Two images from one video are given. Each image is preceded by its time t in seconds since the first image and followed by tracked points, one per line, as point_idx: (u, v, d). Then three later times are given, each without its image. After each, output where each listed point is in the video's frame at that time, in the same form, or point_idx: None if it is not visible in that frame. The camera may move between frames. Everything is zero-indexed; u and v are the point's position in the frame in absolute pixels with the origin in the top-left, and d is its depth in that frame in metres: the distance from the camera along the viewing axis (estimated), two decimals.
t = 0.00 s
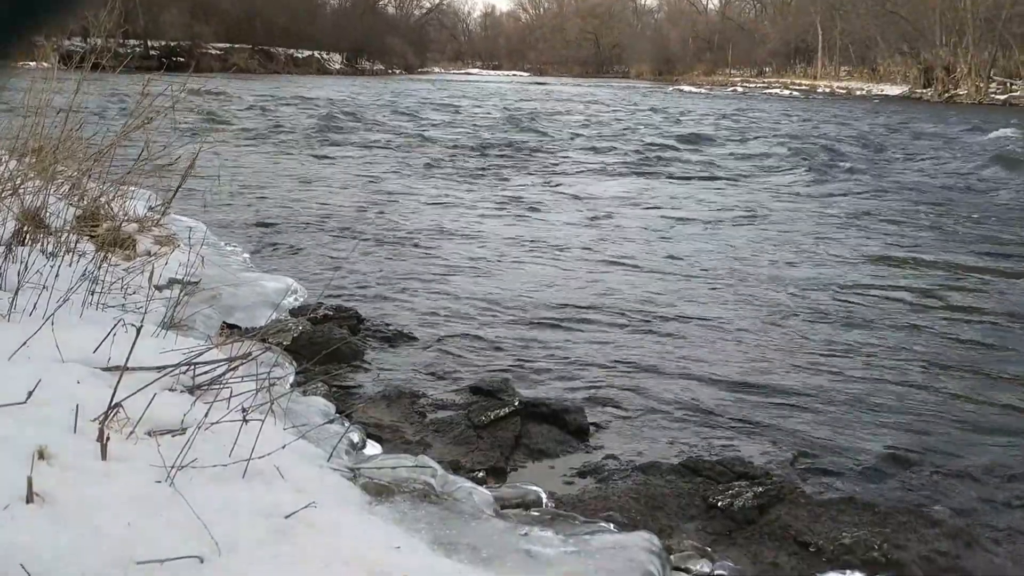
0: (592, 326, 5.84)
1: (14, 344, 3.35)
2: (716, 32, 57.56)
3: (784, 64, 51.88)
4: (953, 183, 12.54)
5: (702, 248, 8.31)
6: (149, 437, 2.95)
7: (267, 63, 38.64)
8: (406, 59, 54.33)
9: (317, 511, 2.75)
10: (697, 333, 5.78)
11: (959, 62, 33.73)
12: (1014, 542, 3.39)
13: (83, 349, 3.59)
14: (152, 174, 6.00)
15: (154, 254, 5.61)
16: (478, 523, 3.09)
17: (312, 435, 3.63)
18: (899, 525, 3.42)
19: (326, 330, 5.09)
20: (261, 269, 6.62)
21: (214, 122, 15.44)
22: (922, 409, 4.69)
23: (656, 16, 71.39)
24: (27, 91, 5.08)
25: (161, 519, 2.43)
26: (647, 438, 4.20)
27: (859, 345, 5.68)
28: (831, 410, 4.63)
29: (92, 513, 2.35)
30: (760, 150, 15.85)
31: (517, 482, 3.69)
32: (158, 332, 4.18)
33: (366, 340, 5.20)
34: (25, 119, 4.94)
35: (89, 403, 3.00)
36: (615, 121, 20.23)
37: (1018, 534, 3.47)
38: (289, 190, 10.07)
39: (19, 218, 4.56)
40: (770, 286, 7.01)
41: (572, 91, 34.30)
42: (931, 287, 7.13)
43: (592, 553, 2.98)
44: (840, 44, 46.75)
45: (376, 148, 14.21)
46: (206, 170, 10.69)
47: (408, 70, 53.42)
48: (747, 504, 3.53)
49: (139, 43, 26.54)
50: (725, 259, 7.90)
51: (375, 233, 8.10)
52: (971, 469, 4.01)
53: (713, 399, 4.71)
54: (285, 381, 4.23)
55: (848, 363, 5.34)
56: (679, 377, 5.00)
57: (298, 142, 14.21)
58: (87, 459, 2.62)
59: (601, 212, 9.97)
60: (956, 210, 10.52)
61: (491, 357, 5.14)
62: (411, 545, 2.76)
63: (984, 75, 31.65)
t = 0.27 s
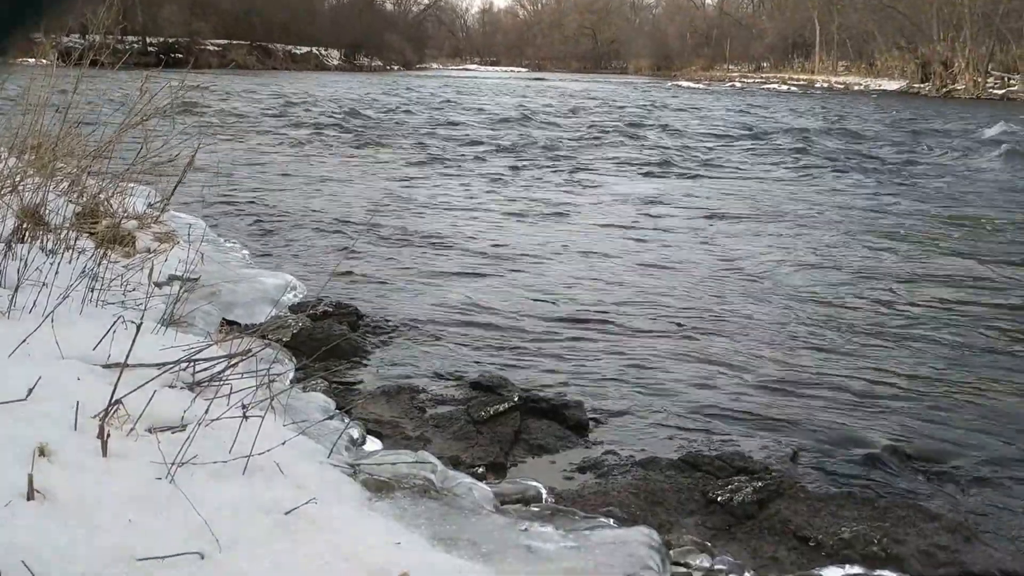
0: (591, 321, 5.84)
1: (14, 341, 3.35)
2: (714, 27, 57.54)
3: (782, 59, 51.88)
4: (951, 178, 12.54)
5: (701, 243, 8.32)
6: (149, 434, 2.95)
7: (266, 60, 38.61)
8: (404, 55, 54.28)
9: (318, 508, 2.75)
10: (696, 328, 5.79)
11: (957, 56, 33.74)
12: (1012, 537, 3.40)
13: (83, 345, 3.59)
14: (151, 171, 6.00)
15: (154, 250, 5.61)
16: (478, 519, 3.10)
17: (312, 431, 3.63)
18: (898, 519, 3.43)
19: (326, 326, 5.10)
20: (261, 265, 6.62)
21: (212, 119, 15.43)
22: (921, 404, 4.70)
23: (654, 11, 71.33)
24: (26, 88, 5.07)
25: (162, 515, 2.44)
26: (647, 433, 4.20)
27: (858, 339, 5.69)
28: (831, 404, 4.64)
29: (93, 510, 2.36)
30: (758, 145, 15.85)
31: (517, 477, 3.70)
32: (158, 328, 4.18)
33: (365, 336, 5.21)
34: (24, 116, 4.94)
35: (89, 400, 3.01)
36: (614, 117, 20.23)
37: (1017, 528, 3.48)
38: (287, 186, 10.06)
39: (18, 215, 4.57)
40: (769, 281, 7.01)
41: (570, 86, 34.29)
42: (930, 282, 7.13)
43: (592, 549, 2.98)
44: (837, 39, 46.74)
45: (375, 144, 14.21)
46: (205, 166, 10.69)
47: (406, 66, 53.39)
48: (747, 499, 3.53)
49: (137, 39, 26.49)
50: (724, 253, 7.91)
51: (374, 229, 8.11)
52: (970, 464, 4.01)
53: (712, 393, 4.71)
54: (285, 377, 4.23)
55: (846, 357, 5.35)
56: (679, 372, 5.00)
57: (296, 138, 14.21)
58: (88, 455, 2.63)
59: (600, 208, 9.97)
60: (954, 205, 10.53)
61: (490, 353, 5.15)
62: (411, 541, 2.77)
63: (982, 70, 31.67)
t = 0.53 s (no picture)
0: (591, 318, 5.85)
1: (14, 339, 3.36)
2: (714, 24, 57.52)
3: (781, 55, 51.88)
4: (950, 174, 12.54)
5: (700, 239, 8.32)
6: (150, 431, 2.95)
7: (266, 57, 38.58)
8: (404, 53, 54.24)
9: (318, 504, 2.76)
10: (696, 324, 5.79)
11: (956, 52, 33.73)
12: (1011, 535, 3.41)
13: (83, 343, 3.59)
14: (151, 169, 6.00)
15: (154, 248, 5.61)
16: (479, 516, 3.10)
17: (312, 429, 3.63)
18: (898, 514, 3.43)
19: (327, 323, 5.10)
20: (261, 263, 6.62)
21: (211, 117, 15.41)
22: (921, 400, 4.70)
23: (653, 7, 71.26)
24: (26, 86, 5.07)
25: (162, 512, 2.44)
26: (646, 430, 4.20)
27: (859, 336, 5.69)
28: (830, 400, 4.64)
29: (95, 508, 2.36)
30: (757, 142, 15.84)
31: (517, 474, 3.70)
32: (158, 326, 4.18)
33: (365, 333, 5.21)
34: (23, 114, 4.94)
35: (89, 398, 3.01)
36: (613, 114, 20.21)
37: (1016, 524, 3.48)
38: (286, 183, 10.06)
39: (18, 214, 4.57)
40: (769, 278, 7.02)
41: (570, 84, 34.26)
42: (929, 278, 7.14)
43: (592, 546, 2.99)
44: (837, 35, 46.72)
45: (374, 141, 14.20)
46: (204, 164, 10.68)
47: (406, 63, 53.32)
48: (746, 495, 3.54)
49: (135, 37, 26.45)
50: (724, 250, 7.91)
51: (373, 227, 8.11)
52: (970, 461, 4.01)
53: (712, 390, 4.72)
54: (285, 375, 4.23)
55: (845, 353, 5.35)
56: (678, 368, 5.01)
57: (296, 135, 14.20)
58: (88, 453, 2.63)
59: (599, 204, 9.97)
60: (954, 201, 10.52)
61: (490, 350, 5.16)
62: (411, 538, 2.77)
63: (981, 66, 31.67)
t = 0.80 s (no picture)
0: (591, 316, 5.85)
1: (15, 338, 3.36)
2: (713, 22, 57.51)
3: (781, 53, 51.88)
4: (949, 171, 12.54)
5: (700, 237, 8.33)
6: (150, 430, 2.96)
7: (266, 55, 38.55)
8: (404, 51, 54.22)
9: (318, 502, 2.77)
10: (695, 322, 5.80)
11: (955, 50, 33.72)
12: (1010, 531, 3.41)
13: (83, 342, 3.59)
14: (150, 167, 5.99)
15: (154, 246, 5.61)
16: (479, 513, 3.11)
17: (312, 428, 3.64)
18: (898, 511, 3.44)
19: (326, 322, 5.10)
20: (260, 261, 6.63)
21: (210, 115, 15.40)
22: (920, 397, 4.71)
23: (652, 5, 71.22)
24: (25, 85, 5.06)
25: (162, 511, 2.45)
26: (646, 428, 4.21)
27: (858, 333, 5.70)
28: (830, 398, 4.65)
29: (95, 507, 2.36)
30: (756, 140, 15.83)
31: (517, 472, 3.71)
32: (158, 324, 4.19)
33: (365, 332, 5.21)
34: (23, 112, 4.94)
35: (89, 397, 3.01)
36: (612, 111, 20.21)
37: (1015, 521, 3.49)
38: (286, 182, 10.06)
39: (18, 213, 4.57)
40: (768, 275, 7.03)
41: (570, 81, 34.25)
42: (928, 275, 7.15)
43: (592, 543, 3.00)
44: (836, 33, 46.71)
45: (374, 140, 14.20)
46: (203, 163, 10.68)
47: (406, 61, 53.27)
48: (746, 493, 3.55)
49: (134, 35, 26.41)
50: (724, 247, 7.92)
51: (373, 225, 8.11)
52: (969, 458, 4.02)
53: (711, 388, 4.72)
54: (285, 373, 4.23)
55: (844, 351, 5.36)
56: (678, 366, 5.01)
57: (295, 133, 14.19)
58: (89, 452, 2.64)
59: (599, 202, 9.97)
60: (953, 198, 10.53)
61: (489, 348, 5.16)
62: (411, 536, 2.78)
63: (980, 63, 31.68)
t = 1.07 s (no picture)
0: (591, 315, 5.85)
1: (15, 338, 3.36)
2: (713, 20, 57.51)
3: (780, 51, 51.89)
4: (949, 170, 12.53)
5: (700, 236, 8.33)
6: (150, 429, 2.96)
7: (266, 55, 38.53)
8: (404, 50, 54.20)
9: (318, 502, 2.77)
10: (695, 321, 5.81)
11: (955, 48, 33.72)
12: (1010, 529, 3.42)
13: (83, 342, 3.59)
14: (150, 167, 5.99)
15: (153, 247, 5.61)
16: (480, 513, 3.11)
17: (313, 427, 3.64)
18: (897, 510, 3.44)
19: (326, 321, 5.10)
20: (260, 261, 6.63)
21: (210, 115, 15.41)
22: (920, 395, 4.71)
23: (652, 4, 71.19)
24: (25, 85, 5.06)
25: (162, 511, 2.45)
26: (646, 427, 4.21)
27: (858, 332, 5.70)
28: (830, 396, 4.65)
29: (96, 507, 2.37)
30: (756, 138, 15.83)
31: (517, 471, 3.71)
32: (158, 324, 4.19)
33: (366, 331, 5.21)
34: (22, 113, 4.94)
35: (89, 397, 3.01)
36: (612, 110, 20.20)
37: (1015, 519, 3.50)
38: (286, 182, 10.06)
39: (17, 213, 4.56)
40: (769, 274, 7.03)
41: (570, 80, 34.25)
42: (928, 273, 7.15)
43: (592, 542, 3.00)
44: (836, 31, 46.70)
45: (373, 139, 14.19)
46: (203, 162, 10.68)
47: (405, 61, 53.24)
48: (746, 491, 3.55)
49: (133, 35, 26.41)
50: (724, 246, 7.92)
51: (373, 224, 8.11)
52: (969, 456, 4.03)
53: (712, 386, 4.73)
54: (285, 373, 4.24)
55: (843, 349, 5.36)
56: (678, 365, 5.02)
57: (294, 133, 14.19)
58: (89, 452, 2.64)
59: (599, 201, 9.97)
60: (953, 197, 10.53)
61: (490, 347, 5.16)
62: (411, 535, 2.78)
63: (980, 61, 31.66)
